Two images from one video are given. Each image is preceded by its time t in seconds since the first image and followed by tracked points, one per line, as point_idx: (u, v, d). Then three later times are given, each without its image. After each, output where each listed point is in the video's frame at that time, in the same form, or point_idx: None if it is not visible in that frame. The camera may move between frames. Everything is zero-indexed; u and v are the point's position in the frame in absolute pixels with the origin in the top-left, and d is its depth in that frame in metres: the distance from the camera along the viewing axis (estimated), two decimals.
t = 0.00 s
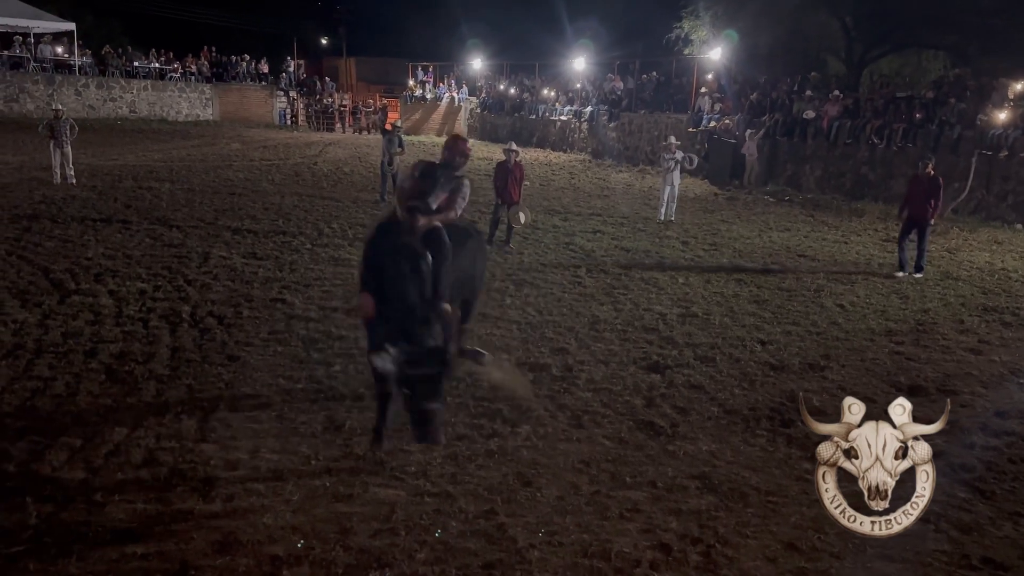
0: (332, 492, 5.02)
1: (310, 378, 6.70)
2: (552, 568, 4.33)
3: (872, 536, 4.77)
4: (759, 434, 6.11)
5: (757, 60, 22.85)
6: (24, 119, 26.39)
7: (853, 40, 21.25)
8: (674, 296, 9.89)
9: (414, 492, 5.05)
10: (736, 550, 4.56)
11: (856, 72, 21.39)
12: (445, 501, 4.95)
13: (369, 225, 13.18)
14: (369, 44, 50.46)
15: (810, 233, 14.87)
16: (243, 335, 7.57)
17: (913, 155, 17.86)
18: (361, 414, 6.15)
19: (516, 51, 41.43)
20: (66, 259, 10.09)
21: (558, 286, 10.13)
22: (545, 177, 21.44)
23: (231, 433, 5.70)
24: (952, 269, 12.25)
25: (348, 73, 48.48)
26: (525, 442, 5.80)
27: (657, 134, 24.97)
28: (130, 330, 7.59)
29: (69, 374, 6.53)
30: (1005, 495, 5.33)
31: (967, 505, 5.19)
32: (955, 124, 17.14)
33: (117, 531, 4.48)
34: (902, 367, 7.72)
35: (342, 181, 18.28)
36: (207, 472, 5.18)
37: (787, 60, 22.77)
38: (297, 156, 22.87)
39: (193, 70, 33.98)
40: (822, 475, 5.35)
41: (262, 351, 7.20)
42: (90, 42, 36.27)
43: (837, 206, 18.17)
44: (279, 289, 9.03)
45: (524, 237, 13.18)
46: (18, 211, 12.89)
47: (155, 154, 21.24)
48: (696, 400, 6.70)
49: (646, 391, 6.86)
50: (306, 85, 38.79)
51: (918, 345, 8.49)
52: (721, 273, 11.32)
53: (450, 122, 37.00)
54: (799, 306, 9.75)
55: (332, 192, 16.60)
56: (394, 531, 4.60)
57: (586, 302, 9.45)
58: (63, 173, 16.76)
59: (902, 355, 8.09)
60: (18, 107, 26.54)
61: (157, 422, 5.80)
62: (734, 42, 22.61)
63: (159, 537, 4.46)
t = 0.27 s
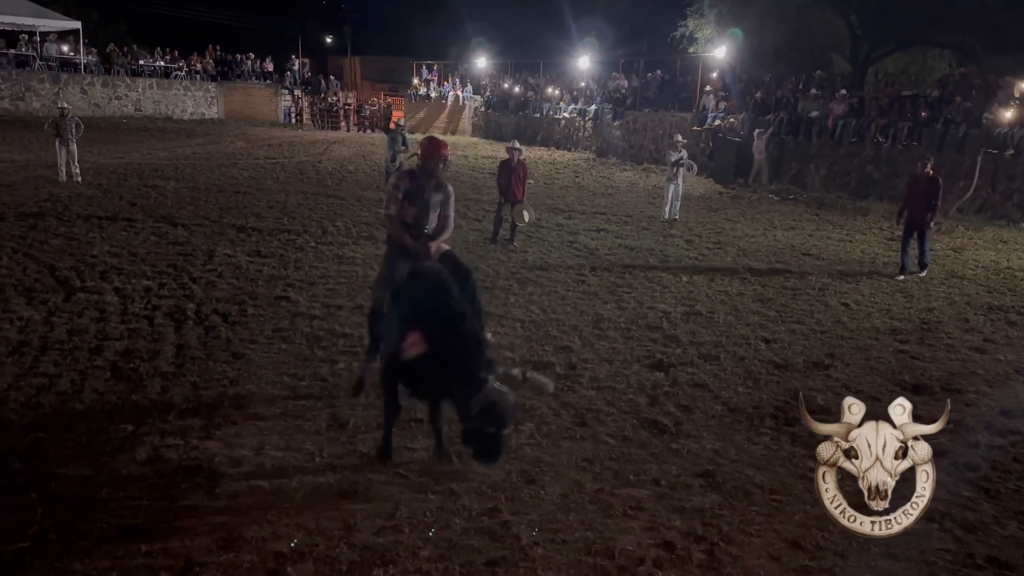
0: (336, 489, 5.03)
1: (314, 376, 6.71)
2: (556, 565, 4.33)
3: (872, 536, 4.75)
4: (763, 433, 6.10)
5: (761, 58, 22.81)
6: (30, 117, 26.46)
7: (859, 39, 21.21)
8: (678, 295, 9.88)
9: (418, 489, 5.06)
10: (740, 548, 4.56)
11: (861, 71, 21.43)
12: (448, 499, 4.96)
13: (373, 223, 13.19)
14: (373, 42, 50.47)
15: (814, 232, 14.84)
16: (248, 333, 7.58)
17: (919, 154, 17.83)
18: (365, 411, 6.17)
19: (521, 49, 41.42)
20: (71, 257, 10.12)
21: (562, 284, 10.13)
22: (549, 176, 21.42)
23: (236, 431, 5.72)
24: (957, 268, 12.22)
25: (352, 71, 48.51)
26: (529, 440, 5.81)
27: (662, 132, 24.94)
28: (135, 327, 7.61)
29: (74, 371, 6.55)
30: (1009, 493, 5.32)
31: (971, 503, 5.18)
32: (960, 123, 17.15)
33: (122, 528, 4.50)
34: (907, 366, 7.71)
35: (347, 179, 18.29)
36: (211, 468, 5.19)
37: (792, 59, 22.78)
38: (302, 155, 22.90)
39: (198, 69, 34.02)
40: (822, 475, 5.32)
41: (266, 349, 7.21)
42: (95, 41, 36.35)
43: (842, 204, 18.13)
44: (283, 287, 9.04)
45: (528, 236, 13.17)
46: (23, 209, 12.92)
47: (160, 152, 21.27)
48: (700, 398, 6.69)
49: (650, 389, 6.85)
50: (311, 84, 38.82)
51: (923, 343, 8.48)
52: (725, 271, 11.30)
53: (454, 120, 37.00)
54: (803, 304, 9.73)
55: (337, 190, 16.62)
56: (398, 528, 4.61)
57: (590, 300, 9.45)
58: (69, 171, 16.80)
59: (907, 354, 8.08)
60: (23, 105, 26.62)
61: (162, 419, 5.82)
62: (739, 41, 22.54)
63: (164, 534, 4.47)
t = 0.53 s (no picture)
0: (341, 486, 5.04)
1: (320, 373, 6.73)
2: (561, 563, 4.34)
3: (872, 536, 4.73)
4: (768, 432, 6.09)
5: (768, 56, 22.76)
6: (38, 114, 26.54)
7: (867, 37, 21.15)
8: (684, 293, 9.87)
9: (423, 487, 5.07)
10: (745, 547, 4.56)
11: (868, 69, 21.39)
12: (453, 496, 4.97)
13: (379, 221, 13.20)
14: (379, 40, 50.51)
15: (821, 231, 14.80)
16: (254, 330, 7.60)
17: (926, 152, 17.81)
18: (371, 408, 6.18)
19: (527, 47, 41.38)
20: (78, 254, 10.16)
21: (568, 283, 10.13)
22: (555, 174, 21.40)
23: (242, 428, 5.74)
24: (964, 267, 12.17)
25: (359, 69, 48.60)
26: (535, 439, 5.80)
27: (668, 130, 24.90)
28: (142, 325, 7.64)
29: (81, 368, 6.57)
30: (1016, 493, 5.30)
31: (978, 503, 5.16)
32: (968, 121, 17.17)
33: (128, 524, 4.52)
34: (914, 365, 7.68)
35: (353, 177, 18.30)
36: (217, 465, 5.21)
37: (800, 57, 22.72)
38: (308, 153, 22.92)
39: (205, 67, 34.09)
40: (822, 475, 5.26)
41: (273, 346, 7.23)
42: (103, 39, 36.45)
43: (849, 203, 18.07)
44: (290, 285, 9.06)
45: (533, 234, 13.16)
46: (31, 206, 12.97)
47: (167, 150, 21.32)
48: (706, 397, 6.69)
49: (655, 388, 6.85)
50: (317, 82, 38.86)
51: (929, 343, 8.45)
52: (731, 270, 11.27)
53: (460, 118, 36.98)
54: (809, 303, 9.71)
55: (343, 188, 16.65)
56: (403, 526, 4.62)
57: (595, 299, 9.44)
58: (76, 169, 16.86)
59: (914, 353, 8.06)
60: (31, 102, 26.71)
61: (169, 416, 5.84)
62: (746, 38, 22.69)
63: (170, 530, 4.49)
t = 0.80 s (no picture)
0: (347, 484, 5.05)
1: (327, 371, 6.74)
2: (565, 561, 4.34)
3: (871, 536, 4.71)
4: (774, 430, 6.08)
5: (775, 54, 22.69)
6: (45, 112, 26.65)
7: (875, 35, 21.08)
8: (690, 292, 9.86)
9: (428, 484, 5.08)
10: (750, 546, 4.55)
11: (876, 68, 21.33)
12: (458, 494, 4.97)
13: (385, 219, 13.23)
14: (386, 39, 50.57)
15: (828, 230, 14.75)
16: (260, 327, 7.63)
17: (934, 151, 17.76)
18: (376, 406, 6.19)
19: (533, 45, 41.36)
20: (85, 252, 10.20)
21: (573, 281, 10.12)
22: (561, 172, 21.39)
23: (248, 425, 5.76)
24: (971, 267, 12.13)
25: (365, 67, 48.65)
26: (540, 437, 5.81)
27: (675, 129, 24.88)
28: (149, 322, 7.67)
29: (88, 365, 6.60)
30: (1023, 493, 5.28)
31: (984, 503, 5.14)
32: (977, 120, 17.13)
33: (135, 521, 4.54)
34: (920, 365, 7.66)
35: (359, 175, 18.33)
36: (223, 462, 5.23)
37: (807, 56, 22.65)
38: (314, 151, 22.96)
39: (211, 65, 34.16)
40: (822, 475, 5.27)
41: (279, 344, 7.25)
42: (110, 37, 36.57)
43: (856, 202, 18.02)
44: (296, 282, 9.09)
45: (539, 232, 13.17)
46: (38, 204, 13.02)
47: (174, 148, 21.39)
48: (711, 396, 6.68)
49: (661, 386, 6.84)
50: (323, 80, 38.91)
51: (936, 342, 8.42)
52: (738, 269, 11.25)
53: (466, 117, 36.98)
54: (816, 302, 9.69)
55: (349, 186, 16.67)
56: (408, 523, 4.63)
57: (601, 297, 9.44)
58: (84, 166, 16.92)
59: (920, 353, 8.03)
60: (39, 100, 26.82)
61: (175, 413, 5.86)
62: (752, 36, 22.41)
63: (177, 526, 4.51)
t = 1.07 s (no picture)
0: (356, 479, 5.07)
1: (336, 367, 6.77)
2: (573, 558, 4.35)
3: (871, 536, 4.68)
4: (783, 429, 6.08)
5: (784, 52, 22.63)
6: (57, 110, 26.81)
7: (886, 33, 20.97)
8: (699, 290, 9.84)
9: (436, 480, 5.10)
10: (758, 543, 4.55)
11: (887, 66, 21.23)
12: (467, 490, 4.99)
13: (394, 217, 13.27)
14: (395, 36, 50.63)
15: (838, 228, 14.70)
16: (270, 324, 7.67)
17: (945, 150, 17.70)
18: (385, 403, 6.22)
19: (542, 43, 41.32)
20: (97, 248, 10.27)
21: (582, 279, 10.11)
22: (570, 170, 21.39)
23: (259, 421, 5.79)
24: (982, 266, 12.06)
25: (375, 65, 48.72)
26: (548, 434, 5.82)
27: (684, 127, 24.83)
28: (159, 318, 7.71)
29: (100, 360, 6.65)
30: None
31: (994, 503, 5.12)
32: (988, 119, 17.04)
33: (146, 514, 4.57)
34: (930, 364, 7.63)
35: (368, 173, 18.38)
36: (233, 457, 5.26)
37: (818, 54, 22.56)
38: (324, 148, 23.02)
39: (222, 63, 34.28)
40: (822, 475, 5.23)
41: (289, 340, 7.29)
42: (121, 34, 36.76)
43: (866, 200, 17.94)
44: (306, 279, 9.12)
45: (547, 230, 13.17)
46: (50, 201, 13.10)
47: (185, 145, 21.49)
48: (720, 394, 6.68)
49: (669, 384, 6.85)
50: (333, 78, 38.97)
51: (946, 341, 8.39)
52: (747, 267, 11.23)
53: (475, 114, 36.99)
54: (825, 301, 9.66)
55: (358, 184, 16.72)
56: (416, 519, 4.65)
57: (609, 295, 9.44)
58: (95, 163, 17.02)
59: (930, 352, 7.99)
60: (50, 98, 26.98)
61: (187, 408, 5.90)
62: (763, 34, 22.46)
63: (187, 520, 4.54)
